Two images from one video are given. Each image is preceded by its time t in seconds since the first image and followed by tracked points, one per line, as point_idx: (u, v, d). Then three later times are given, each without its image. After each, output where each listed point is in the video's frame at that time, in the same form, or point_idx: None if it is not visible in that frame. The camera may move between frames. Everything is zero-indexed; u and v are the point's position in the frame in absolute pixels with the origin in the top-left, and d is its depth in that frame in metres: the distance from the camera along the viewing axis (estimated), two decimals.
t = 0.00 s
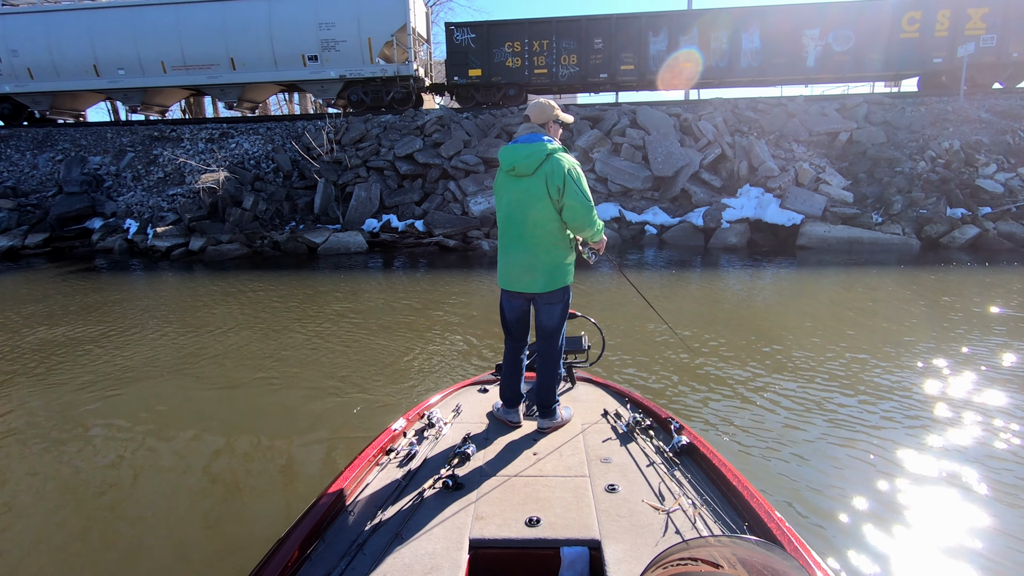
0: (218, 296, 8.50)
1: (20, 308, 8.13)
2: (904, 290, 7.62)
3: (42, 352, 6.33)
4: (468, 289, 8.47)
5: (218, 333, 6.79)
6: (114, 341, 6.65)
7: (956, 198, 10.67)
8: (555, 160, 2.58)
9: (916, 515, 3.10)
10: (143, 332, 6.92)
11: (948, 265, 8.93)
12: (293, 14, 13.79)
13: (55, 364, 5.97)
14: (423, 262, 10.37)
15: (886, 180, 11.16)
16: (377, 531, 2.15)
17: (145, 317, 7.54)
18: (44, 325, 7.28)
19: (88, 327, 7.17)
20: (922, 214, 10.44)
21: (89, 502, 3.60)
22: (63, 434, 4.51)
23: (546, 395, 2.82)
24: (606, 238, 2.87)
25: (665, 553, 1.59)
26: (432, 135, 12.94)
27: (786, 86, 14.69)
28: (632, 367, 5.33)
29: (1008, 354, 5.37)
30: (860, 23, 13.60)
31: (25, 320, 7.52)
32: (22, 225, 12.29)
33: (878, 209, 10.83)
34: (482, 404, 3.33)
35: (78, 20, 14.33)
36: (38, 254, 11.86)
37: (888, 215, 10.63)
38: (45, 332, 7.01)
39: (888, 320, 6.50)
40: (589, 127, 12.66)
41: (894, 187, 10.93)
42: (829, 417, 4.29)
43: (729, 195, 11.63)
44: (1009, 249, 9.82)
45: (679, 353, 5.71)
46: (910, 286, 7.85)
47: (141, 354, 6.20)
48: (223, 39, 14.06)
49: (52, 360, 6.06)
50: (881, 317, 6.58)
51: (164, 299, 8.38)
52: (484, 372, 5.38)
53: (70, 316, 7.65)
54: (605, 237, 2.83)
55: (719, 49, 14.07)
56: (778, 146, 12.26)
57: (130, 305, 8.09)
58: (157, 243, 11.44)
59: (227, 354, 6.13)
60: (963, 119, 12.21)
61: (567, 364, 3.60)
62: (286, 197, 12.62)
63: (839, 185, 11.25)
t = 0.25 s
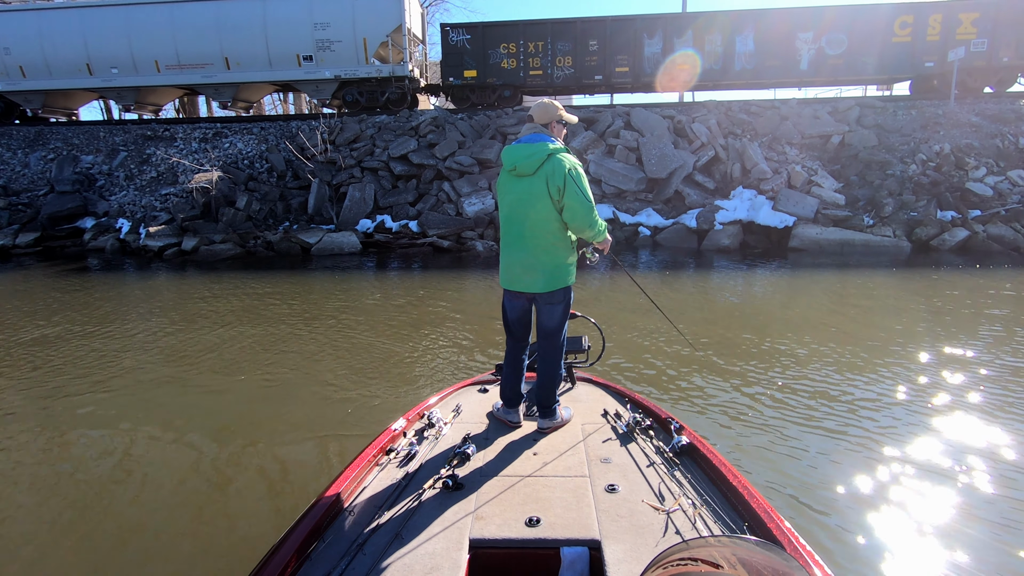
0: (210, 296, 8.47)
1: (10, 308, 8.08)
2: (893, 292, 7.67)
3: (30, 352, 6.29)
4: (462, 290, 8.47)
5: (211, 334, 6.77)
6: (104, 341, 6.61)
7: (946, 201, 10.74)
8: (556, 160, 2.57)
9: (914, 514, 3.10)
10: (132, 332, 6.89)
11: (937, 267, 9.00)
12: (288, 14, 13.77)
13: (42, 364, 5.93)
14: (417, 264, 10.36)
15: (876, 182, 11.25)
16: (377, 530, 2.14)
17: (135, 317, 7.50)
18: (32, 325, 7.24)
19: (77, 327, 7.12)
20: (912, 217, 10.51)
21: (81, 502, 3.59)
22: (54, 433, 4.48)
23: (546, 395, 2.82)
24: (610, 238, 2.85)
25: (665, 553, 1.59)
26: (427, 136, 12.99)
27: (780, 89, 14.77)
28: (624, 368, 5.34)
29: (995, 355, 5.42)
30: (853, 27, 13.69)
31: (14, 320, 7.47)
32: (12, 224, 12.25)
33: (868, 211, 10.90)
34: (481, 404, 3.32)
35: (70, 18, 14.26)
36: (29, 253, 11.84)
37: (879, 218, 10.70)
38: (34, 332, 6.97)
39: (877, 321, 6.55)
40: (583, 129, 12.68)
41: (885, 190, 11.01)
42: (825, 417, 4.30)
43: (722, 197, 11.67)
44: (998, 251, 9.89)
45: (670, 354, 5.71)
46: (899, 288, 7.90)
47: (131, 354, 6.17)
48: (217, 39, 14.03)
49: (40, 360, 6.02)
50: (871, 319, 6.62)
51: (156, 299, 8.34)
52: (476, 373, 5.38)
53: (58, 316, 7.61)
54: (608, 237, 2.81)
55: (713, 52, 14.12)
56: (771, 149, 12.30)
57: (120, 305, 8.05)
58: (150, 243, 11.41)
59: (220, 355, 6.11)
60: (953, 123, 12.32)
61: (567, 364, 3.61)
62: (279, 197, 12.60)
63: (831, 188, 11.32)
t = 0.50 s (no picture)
0: (201, 297, 8.44)
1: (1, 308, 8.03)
2: (885, 294, 7.70)
3: (19, 352, 6.26)
4: (455, 291, 8.47)
5: (204, 334, 6.75)
6: (93, 341, 6.58)
7: (937, 203, 10.80)
8: (558, 160, 2.57)
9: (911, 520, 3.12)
10: (122, 333, 6.86)
11: (928, 269, 9.04)
12: (283, 14, 13.76)
13: (31, 364, 5.90)
14: (411, 265, 10.35)
15: (868, 185, 11.31)
16: (377, 530, 2.14)
17: (126, 317, 7.48)
18: (21, 325, 7.20)
19: (66, 327, 7.08)
20: (903, 220, 10.57)
21: (73, 502, 3.57)
22: (45, 434, 4.46)
23: (547, 396, 2.82)
24: (614, 238, 2.83)
25: (665, 553, 1.58)
26: (422, 137, 12.94)
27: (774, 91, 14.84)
28: (617, 369, 5.33)
29: (983, 355, 5.45)
30: (846, 31, 13.78)
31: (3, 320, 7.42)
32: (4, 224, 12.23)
33: (861, 214, 10.95)
34: (482, 404, 3.32)
35: (64, 18, 14.23)
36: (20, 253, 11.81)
37: (871, 220, 10.74)
38: (23, 332, 6.92)
39: (867, 323, 6.58)
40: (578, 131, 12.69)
41: (877, 192, 11.07)
42: (821, 418, 4.31)
43: (716, 199, 11.70)
44: (988, 254, 9.94)
45: (662, 355, 5.71)
46: (889, 290, 7.94)
47: (121, 355, 6.14)
48: (211, 39, 14.02)
49: (28, 361, 5.98)
50: (861, 321, 6.65)
51: (147, 300, 8.31)
52: (467, 375, 5.37)
53: (48, 316, 7.57)
54: (612, 237, 2.78)
55: (708, 55, 14.16)
56: (764, 151, 12.35)
57: (110, 306, 8.02)
58: (142, 243, 11.39)
59: (212, 355, 6.10)
60: (945, 126, 12.41)
61: (567, 364, 3.62)
62: (273, 197, 12.58)
63: (823, 190, 11.38)
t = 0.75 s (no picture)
0: (193, 299, 8.42)
1: None
2: (877, 293, 7.72)
3: (8, 356, 6.22)
4: (448, 292, 8.46)
5: (198, 336, 6.73)
6: (83, 343, 6.55)
7: (928, 203, 10.85)
8: (557, 160, 2.58)
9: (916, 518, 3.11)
10: (112, 335, 6.83)
11: (919, 269, 9.08)
12: (276, 15, 13.76)
13: (19, 367, 5.87)
14: (405, 266, 10.34)
15: (860, 185, 11.37)
16: (378, 530, 2.13)
17: (117, 319, 7.45)
18: (9, 328, 7.15)
19: (55, 330, 7.04)
20: (895, 219, 10.61)
21: (63, 506, 3.54)
22: (37, 437, 4.43)
23: (546, 395, 2.82)
24: (615, 238, 2.83)
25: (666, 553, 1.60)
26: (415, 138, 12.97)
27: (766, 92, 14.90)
28: (609, 369, 5.33)
29: (971, 353, 5.48)
30: (838, 32, 13.85)
31: None
32: None
33: (852, 213, 10.99)
34: (482, 404, 3.32)
35: (56, 19, 14.21)
36: (12, 255, 11.76)
37: (863, 219, 10.78)
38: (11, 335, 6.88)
39: (857, 321, 6.59)
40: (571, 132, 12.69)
41: (868, 192, 11.12)
42: (818, 416, 4.32)
43: (709, 199, 11.73)
44: (979, 253, 9.99)
45: (654, 355, 5.71)
46: (880, 288, 7.97)
47: (111, 358, 6.11)
48: (205, 40, 14.00)
49: (16, 364, 5.95)
50: (851, 319, 6.67)
51: (139, 302, 8.29)
52: (459, 377, 5.37)
53: (37, 319, 7.53)
54: (613, 237, 2.78)
55: (701, 56, 14.20)
56: (757, 151, 12.38)
57: (101, 308, 7.98)
58: (135, 245, 11.36)
59: (206, 357, 6.09)
60: (935, 126, 12.49)
61: (568, 364, 3.62)
62: (267, 199, 12.56)
63: (815, 190, 11.42)
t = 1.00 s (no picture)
0: (185, 300, 8.39)
1: None
2: (869, 292, 7.74)
3: None
4: (442, 292, 8.47)
5: (191, 337, 6.71)
6: (74, 346, 6.53)
7: (919, 202, 10.90)
8: (555, 160, 2.58)
9: (920, 515, 3.11)
10: (101, 337, 6.80)
11: (910, 267, 9.11)
12: (270, 15, 13.72)
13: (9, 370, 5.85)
14: (400, 266, 10.34)
15: (852, 184, 11.41)
16: (378, 531, 2.13)
17: (108, 321, 7.42)
18: None
19: (45, 332, 7.01)
20: (887, 218, 10.65)
21: (52, 510, 3.53)
22: (28, 440, 4.41)
23: (546, 395, 2.82)
24: (615, 238, 2.81)
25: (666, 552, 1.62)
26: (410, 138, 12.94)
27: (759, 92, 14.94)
28: (601, 369, 5.33)
29: (961, 351, 5.50)
30: (830, 32, 13.89)
31: None
32: None
33: (845, 213, 11.02)
34: (481, 404, 3.32)
35: (48, 19, 14.15)
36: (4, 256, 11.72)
37: (855, 219, 10.81)
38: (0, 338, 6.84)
39: (848, 320, 6.62)
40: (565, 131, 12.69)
41: (861, 191, 11.16)
42: (817, 414, 4.33)
43: (703, 199, 11.76)
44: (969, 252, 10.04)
45: (646, 354, 5.72)
46: (871, 287, 8.00)
47: (101, 360, 6.09)
48: (198, 40, 13.97)
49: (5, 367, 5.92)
50: (842, 318, 6.70)
51: (131, 304, 8.26)
52: (451, 377, 5.37)
53: (27, 321, 7.50)
54: (613, 236, 2.76)
55: (694, 56, 14.22)
56: (750, 151, 12.40)
57: (91, 310, 7.94)
58: (128, 246, 11.32)
59: (201, 358, 6.07)
60: (927, 126, 12.56)
61: (567, 364, 3.62)
62: (261, 199, 12.53)
63: (808, 190, 11.44)
